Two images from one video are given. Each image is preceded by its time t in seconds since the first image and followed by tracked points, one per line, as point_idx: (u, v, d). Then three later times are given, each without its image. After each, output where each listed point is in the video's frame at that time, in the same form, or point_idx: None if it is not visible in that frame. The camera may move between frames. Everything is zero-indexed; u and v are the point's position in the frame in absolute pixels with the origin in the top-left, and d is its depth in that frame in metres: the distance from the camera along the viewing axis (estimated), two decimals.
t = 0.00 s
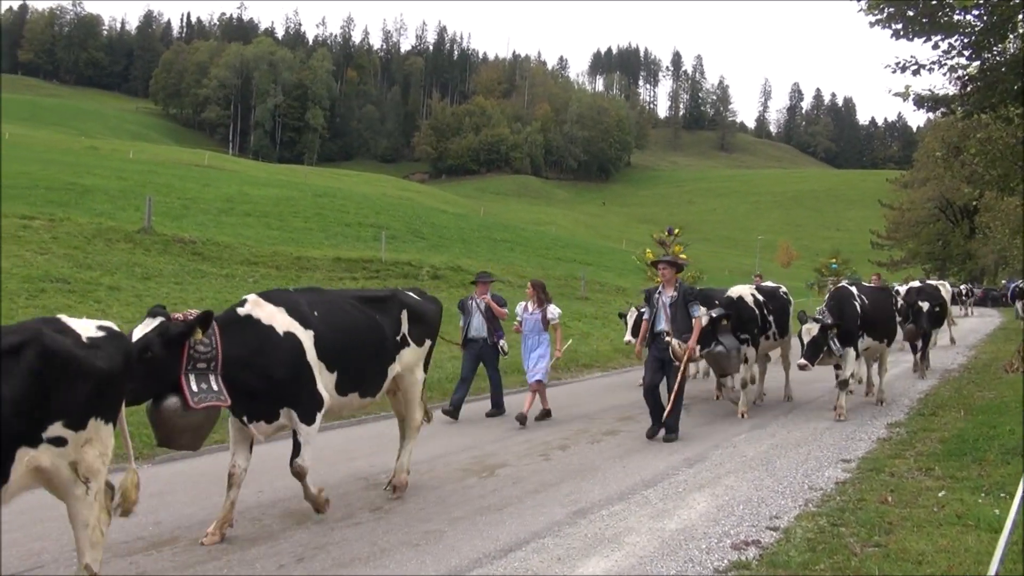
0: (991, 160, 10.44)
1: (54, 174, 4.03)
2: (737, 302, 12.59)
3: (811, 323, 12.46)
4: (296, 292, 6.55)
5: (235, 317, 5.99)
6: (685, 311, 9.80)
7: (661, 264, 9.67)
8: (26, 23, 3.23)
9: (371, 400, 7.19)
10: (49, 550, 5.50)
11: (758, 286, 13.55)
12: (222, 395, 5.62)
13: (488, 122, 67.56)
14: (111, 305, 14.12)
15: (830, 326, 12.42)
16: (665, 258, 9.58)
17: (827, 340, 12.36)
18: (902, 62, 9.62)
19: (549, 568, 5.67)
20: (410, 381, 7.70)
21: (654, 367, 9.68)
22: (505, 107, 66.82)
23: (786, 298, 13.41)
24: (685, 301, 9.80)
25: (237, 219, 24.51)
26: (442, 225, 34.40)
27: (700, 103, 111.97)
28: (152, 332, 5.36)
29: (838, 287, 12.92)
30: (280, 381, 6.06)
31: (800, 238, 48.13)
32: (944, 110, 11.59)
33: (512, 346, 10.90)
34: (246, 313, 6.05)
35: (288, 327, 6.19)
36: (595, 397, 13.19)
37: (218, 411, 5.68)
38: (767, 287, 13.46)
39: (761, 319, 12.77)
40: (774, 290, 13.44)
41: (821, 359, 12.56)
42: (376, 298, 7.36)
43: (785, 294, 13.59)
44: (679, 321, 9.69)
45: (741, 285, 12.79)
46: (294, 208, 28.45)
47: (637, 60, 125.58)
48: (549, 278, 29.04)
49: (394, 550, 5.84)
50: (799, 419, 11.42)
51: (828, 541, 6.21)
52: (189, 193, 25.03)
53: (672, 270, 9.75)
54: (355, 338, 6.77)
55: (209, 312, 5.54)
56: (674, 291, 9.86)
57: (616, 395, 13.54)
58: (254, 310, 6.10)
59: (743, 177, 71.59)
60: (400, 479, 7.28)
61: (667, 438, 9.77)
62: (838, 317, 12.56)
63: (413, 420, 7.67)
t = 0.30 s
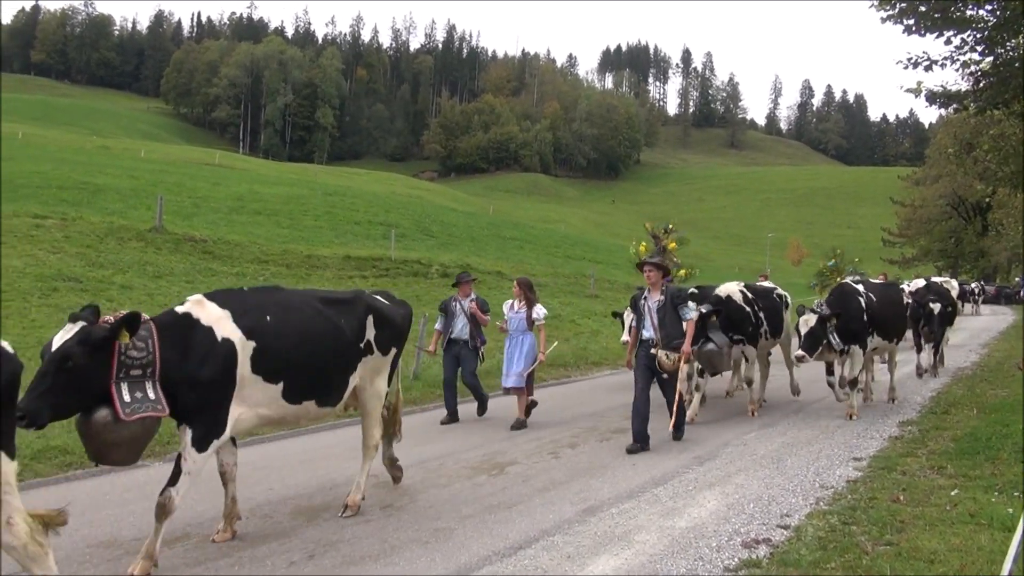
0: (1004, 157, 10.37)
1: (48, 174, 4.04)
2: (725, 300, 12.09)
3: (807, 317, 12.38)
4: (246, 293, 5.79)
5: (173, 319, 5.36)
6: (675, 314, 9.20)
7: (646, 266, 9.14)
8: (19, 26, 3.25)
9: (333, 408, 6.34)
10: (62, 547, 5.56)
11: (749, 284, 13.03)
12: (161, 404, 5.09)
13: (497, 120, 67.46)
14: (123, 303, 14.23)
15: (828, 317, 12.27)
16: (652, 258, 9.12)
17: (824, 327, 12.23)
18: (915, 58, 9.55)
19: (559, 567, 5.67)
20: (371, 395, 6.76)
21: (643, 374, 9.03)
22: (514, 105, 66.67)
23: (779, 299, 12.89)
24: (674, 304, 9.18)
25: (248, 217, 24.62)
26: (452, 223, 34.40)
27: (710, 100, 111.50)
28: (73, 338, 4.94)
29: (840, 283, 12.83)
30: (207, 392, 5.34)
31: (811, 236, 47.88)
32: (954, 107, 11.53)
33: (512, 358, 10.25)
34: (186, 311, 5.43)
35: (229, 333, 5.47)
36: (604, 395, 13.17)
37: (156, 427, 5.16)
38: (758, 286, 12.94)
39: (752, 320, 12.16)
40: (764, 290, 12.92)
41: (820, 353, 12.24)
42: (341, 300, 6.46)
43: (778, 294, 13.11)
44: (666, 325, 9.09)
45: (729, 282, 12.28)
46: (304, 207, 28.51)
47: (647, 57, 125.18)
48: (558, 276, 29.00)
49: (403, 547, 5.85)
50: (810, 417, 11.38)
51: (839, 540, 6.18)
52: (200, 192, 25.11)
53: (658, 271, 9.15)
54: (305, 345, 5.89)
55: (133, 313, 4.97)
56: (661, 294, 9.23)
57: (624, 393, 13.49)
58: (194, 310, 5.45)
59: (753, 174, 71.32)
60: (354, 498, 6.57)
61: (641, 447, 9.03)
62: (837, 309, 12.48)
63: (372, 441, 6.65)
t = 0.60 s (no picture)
0: (1014, 155, 10.46)
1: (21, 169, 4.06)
2: (707, 301, 11.38)
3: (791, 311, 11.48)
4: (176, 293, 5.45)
5: (83, 326, 4.91)
6: (659, 311, 8.67)
7: (629, 257, 8.55)
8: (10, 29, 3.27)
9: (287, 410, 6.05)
10: (72, 545, 5.61)
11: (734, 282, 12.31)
12: (65, 417, 4.63)
13: (504, 118, 67.35)
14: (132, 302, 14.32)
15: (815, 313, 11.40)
16: (636, 249, 8.55)
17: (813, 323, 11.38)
18: (923, 56, 9.52)
19: (565, 565, 5.69)
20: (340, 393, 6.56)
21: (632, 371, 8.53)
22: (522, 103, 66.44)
23: (763, 298, 12.15)
24: (658, 299, 8.67)
25: (256, 215, 24.70)
26: (459, 222, 34.41)
27: (718, 98, 110.94)
28: None
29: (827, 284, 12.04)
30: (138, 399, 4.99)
31: (819, 234, 47.63)
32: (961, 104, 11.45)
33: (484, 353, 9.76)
34: (101, 316, 5.02)
35: (159, 333, 5.13)
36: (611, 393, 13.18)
37: (68, 441, 4.67)
38: (743, 285, 12.22)
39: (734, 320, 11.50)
40: (750, 289, 12.23)
41: (803, 352, 11.42)
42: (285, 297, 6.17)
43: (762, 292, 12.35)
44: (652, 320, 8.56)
45: (711, 281, 11.62)
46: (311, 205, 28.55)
47: (654, 55, 124.72)
48: (566, 275, 28.98)
49: (410, 545, 5.87)
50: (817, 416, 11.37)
51: (846, 539, 6.18)
52: (208, 190, 25.21)
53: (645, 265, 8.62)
54: (246, 344, 5.61)
55: (5, 331, 4.39)
56: (645, 287, 8.73)
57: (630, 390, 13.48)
58: (111, 314, 5.05)
59: (761, 172, 71.08)
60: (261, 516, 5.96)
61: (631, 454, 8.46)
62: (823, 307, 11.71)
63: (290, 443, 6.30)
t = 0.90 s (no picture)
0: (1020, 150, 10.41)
1: (29, 169, 4.12)
2: (694, 299, 10.53)
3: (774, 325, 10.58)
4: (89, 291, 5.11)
5: None
6: (638, 310, 8.04)
7: (613, 256, 7.95)
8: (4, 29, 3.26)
9: (216, 420, 5.68)
10: (78, 543, 5.63)
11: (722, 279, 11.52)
12: None
13: (508, 115, 67.23)
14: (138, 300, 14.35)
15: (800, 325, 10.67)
16: (619, 248, 7.93)
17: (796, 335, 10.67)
18: (929, 51, 9.48)
19: (569, 561, 5.69)
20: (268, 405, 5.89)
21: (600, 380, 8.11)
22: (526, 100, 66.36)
23: (753, 298, 11.42)
24: (640, 301, 8.06)
25: (261, 213, 24.74)
26: (463, 219, 34.39)
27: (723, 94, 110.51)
28: None
29: (813, 283, 11.37)
30: (55, 407, 4.73)
31: (825, 230, 47.45)
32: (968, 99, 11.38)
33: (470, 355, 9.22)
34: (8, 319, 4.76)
35: (68, 335, 4.83)
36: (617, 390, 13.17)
37: None
38: (733, 283, 11.40)
39: (719, 323, 10.82)
40: (740, 288, 11.45)
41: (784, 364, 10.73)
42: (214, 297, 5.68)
43: (753, 292, 11.59)
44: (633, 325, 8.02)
45: (699, 281, 10.81)
46: (316, 203, 28.55)
47: (659, 51, 124.34)
48: (571, 272, 28.94)
49: (415, 542, 5.89)
50: (823, 412, 11.34)
51: (851, 536, 6.17)
52: (213, 188, 25.25)
53: (629, 265, 8.03)
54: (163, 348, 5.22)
55: None
56: (628, 289, 8.09)
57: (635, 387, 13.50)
58: (17, 315, 4.77)
59: (767, 168, 70.85)
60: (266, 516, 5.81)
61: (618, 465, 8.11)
62: (807, 314, 10.95)
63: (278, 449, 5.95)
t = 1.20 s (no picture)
0: None
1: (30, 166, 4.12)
2: (671, 293, 10.61)
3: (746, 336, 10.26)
4: None
5: None
6: (606, 309, 7.63)
7: (581, 252, 7.75)
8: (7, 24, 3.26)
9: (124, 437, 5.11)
10: (83, 540, 5.64)
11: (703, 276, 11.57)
12: None
13: (511, 111, 67.08)
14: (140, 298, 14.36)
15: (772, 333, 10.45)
16: (587, 244, 7.76)
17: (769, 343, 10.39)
18: (933, 45, 9.45)
19: (573, 557, 5.70)
20: (184, 421, 5.49)
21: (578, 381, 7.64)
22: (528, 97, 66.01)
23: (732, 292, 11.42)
24: (608, 299, 7.63)
25: (264, 210, 24.75)
26: (466, 216, 34.36)
27: (725, 90, 110.13)
28: None
29: (790, 281, 11.24)
30: None
31: (828, 226, 47.34)
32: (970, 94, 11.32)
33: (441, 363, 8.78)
34: None
35: None
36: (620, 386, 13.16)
37: None
38: (712, 279, 11.40)
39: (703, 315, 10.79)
40: (719, 283, 11.44)
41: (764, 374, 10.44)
42: (126, 300, 5.09)
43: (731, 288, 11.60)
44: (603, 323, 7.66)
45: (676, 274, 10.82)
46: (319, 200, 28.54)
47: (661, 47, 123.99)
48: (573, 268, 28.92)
49: (419, 538, 5.91)
50: (826, 408, 11.34)
51: (855, 530, 6.17)
52: (215, 186, 25.25)
53: (595, 259, 7.75)
54: (67, 360, 4.57)
55: None
56: (595, 287, 7.73)
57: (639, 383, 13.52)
58: None
59: (769, 164, 70.69)
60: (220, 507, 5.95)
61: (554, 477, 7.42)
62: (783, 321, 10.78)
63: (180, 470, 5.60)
